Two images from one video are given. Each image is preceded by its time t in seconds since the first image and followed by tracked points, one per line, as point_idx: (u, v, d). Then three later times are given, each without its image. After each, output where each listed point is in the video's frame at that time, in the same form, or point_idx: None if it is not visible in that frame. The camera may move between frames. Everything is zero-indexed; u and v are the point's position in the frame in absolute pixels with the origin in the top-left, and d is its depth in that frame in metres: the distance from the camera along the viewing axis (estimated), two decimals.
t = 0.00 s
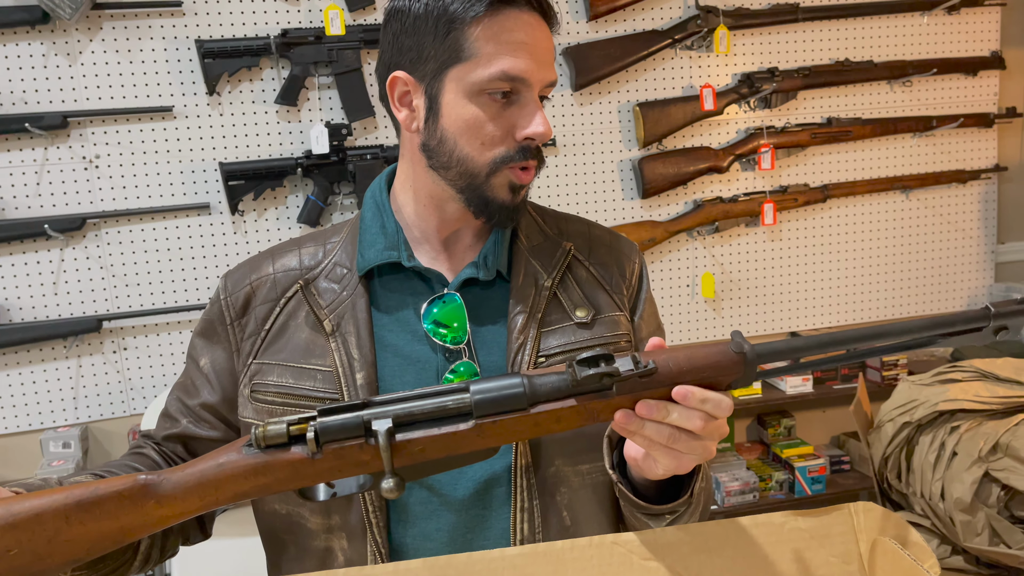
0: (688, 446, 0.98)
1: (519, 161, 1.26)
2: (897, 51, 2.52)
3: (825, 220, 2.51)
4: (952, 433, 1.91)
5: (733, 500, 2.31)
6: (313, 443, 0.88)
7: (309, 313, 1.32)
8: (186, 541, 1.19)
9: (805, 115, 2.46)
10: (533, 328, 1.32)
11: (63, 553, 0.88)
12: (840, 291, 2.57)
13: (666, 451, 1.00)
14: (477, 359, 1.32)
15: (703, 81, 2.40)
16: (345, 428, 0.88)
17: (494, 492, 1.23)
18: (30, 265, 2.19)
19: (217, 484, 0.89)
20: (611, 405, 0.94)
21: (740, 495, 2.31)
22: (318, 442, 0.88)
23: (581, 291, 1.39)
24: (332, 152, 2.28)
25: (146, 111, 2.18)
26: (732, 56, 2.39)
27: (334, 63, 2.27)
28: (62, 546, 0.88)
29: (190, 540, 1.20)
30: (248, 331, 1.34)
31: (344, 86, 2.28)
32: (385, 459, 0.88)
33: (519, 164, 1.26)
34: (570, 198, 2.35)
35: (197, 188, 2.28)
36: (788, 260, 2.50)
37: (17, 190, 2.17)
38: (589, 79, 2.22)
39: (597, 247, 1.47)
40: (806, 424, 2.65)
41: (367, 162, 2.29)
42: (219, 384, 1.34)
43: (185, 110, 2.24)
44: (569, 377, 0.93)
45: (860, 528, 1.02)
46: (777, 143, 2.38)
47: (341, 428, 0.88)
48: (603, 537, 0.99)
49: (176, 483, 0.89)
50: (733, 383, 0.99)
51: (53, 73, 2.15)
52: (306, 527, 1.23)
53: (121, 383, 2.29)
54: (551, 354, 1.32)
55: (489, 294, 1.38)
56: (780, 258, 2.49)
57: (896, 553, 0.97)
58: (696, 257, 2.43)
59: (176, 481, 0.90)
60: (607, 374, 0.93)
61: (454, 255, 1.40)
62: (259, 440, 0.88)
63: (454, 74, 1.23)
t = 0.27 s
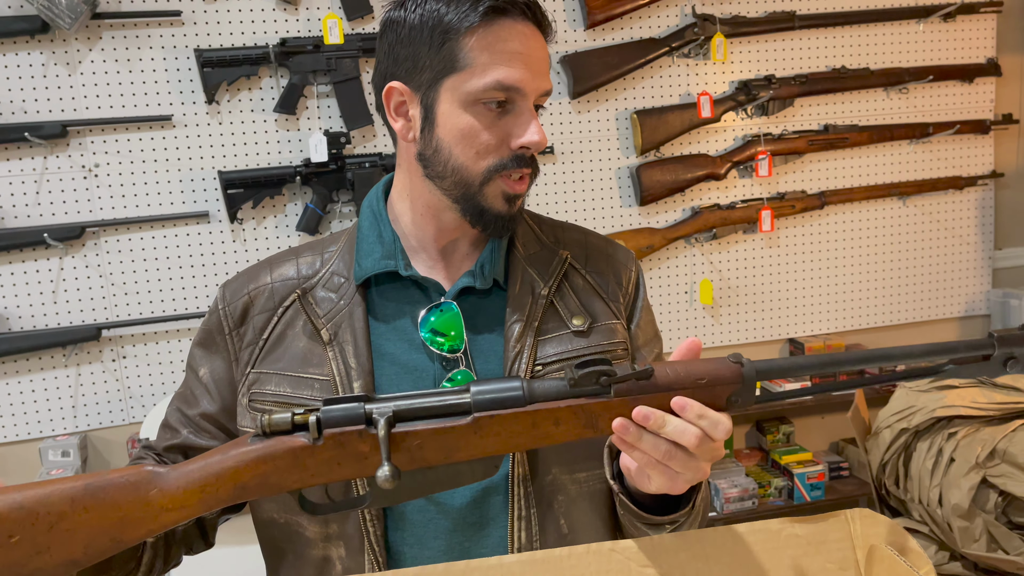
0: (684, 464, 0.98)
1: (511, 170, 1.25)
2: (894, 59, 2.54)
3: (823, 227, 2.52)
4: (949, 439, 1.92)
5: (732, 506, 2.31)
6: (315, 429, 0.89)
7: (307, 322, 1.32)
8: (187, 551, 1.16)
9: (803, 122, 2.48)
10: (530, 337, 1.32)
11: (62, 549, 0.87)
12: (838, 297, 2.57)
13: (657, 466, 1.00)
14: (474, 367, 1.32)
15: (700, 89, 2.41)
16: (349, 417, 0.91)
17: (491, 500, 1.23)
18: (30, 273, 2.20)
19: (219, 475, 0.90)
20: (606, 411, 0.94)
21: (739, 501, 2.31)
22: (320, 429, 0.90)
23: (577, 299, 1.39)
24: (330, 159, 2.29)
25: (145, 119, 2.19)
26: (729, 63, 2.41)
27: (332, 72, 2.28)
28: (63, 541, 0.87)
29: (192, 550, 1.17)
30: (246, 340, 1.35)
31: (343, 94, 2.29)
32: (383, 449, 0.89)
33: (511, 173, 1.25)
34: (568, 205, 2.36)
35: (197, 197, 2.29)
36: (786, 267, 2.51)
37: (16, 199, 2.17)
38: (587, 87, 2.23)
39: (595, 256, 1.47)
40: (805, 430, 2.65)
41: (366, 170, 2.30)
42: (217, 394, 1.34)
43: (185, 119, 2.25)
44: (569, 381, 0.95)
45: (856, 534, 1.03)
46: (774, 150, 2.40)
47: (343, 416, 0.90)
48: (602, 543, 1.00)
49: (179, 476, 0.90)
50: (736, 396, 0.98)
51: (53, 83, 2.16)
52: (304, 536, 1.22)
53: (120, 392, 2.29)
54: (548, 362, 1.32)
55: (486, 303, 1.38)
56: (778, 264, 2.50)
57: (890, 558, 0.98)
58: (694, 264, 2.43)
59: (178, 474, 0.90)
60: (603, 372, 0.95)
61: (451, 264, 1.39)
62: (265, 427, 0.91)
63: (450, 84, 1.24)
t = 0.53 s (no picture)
0: (685, 478, 0.97)
1: (504, 176, 1.25)
2: (895, 64, 2.54)
3: (824, 232, 2.52)
4: (951, 444, 1.91)
5: (734, 512, 2.31)
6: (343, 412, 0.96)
7: (306, 329, 1.33)
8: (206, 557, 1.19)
9: (804, 127, 2.48)
10: (528, 343, 1.32)
11: (84, 531, 0.90)
12: (840, 303, 2.57)
13: (659, 489, 0.98)
14: (472, 373, 1.32)
15: (701, 94, 2.42)
16: (372, 411, 0.97)
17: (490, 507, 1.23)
18: (33, 279, 2.20)
19: (245, 459, 0.95)
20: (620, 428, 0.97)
21: (740, 507, 2.31)
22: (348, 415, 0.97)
23: (575, 304, 1.39)
24: (333, 166, 2.30)
25: (147, 126, 2.20)
26: (730, 69, 2.41)
27: (334, 78, 2.29)
28: (88, 522, 0.90)
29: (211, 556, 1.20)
30: (248, 348, 1.35)
31: (345, 101, 2.30)
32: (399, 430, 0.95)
33: (505, 180, 1.25)
34: (569, 210, 2.36)
35: (199, 203, 2.29)
36: (788, 272, 2.51)
37: (20, 206, 2.18)
38: (588, 93, 2.23)
39: (593, 261, 1.47)
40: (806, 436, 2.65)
41: (368, 176, 2.31)
42: (220, 401, 1.35)
43: (187, 125, 2.26)
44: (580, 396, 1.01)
45: (859, 540, 1.08)
46: (776, 155, 2.40)
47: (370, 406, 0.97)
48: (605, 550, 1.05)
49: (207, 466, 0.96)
50: (744, 409, 1.01)
51: (56, 90, 2.17)
52: (305, 543, 1.23)
53: (122, 398, 2.29)
54: (546, 368, 1.32)
55: (483, 309, 1.39)
56: (780, 270, 2.50)
57: (892, 564, 1.03)
58: (695, 269, 2.43)
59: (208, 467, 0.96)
60: (611, 387, 1.03)
61: (449, 270, 1.39)
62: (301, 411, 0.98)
63: (445, 93, 1.23)
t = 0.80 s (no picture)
0: (691, 482, 0.95)
1: (503, 182, 1.25)
2: (901, 67, 2.54)
3: (831, 235, 2.52)
4: (959, 448, 1.91)
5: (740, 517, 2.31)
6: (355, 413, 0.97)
7: (312, 335, 1.33)
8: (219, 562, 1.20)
9: (810, 131, 2.48)
10: (533, 347, 1.32)
11: (98, 524, 0.91)
12: (847, 306, 2.57)
13: (667, 488, 0.96)
14: (477, 377, 1.32)
15: (706, 98, 2.42)
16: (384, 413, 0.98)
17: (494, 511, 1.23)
18: (41, 283, 2.21)
19: (261, 456, 0.96)
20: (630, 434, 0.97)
21: (746, 511, 2.31)
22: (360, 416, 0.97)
23: (580, 307, 1.38)
24: (339, 170, 2.30)
25: (154, 131, 2.21)
26: (736, 73, 2.41)
27: (341, 83, 2.29)
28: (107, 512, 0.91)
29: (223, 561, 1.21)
30: (255, 353, 1.35)
31: (351, 105, 2.31)
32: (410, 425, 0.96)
33: (505, 186, 1.25)
34: (575, 215, 2.37)
35: (206, 208, 2.30)
36: (794, 276, 2.51)
37: (28, 210, 2.19)
38: (594, 97, 2.24)
39: (598, 263, 1.46)
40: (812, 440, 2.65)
41: (375, 181, 2.32)
42: (227, 406, 1.35)
43: (194, 130, 2.27)
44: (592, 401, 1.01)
45: (866, 545, 1.07)
46: (782, 158, 2.40)
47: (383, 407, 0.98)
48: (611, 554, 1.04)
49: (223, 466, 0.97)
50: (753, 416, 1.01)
51: (64, 95, 2.18)
52: (311, 546, 1.23)
53: (130, 401, 2.30)
54: (551, 371, 1.32)
55: (489, 312, 1.38)
56: (786, 273, 2.50)
57: (899, 569, 1.01)
58: (701, 272, 2.43)
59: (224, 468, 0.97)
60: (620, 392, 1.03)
61: (453, 274, 1.38)
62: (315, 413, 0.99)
63: (444, 99, 1.23)
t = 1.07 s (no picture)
0: (699, 477, 0.95)
1: (506, 185, 1.24)
2: (913, 69, 2.53)
3: (842, 238, 2.51)
4: (972, 451, 1.89)
5: (750, 520, 2.30)
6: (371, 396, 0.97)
7: (327, 335, 1.34)
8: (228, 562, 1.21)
9: (821, 133, 2.47)
10: (545, 347, 1.32)
11: (120, 493, 0.92)
12: (858, 309, 2.56)
13: (676, 481, 0.95)
14: (489, 377, 1.31)
15: (716, 100, 2.41)
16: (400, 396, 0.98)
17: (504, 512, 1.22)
18: (55, 286, 2.23)
19: (279, 435, 0.97)
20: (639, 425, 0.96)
21: (757, 515, 2.30)
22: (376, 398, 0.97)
23: (593, 308, 1.38)
24: (350, 173, 2.31)
25: (166, 134, 2.22)
26: (746, 75, 2.41)
27: (352, 86, 2.30)
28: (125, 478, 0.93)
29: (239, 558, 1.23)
30: (271, 353, 1.36)
31: (362, 108, 2.32)
32: (423, 407, 0.96)
33: (507, 190, 1.24)
34: (585, 218, 2.37)
35: (217, 211, 2.31)
36: (805, 278, 2.50)
37: (41, 213, 2.21)
38: (604, 99, 2.24)
39: (610, 265, 1.45)
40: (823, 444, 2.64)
41: (385, 183, 2.32)
42: (243, 407, 1.36)
43: (206, 133, 2.28)
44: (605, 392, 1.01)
45: (880, 548, 1.07)
46: (793, 160, 2.40)
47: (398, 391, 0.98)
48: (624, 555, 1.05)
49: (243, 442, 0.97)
50: (766, 412, 1.00)
51: (78, 99, 2.20)
52: (326, 544, 1.23)
53: (142, 403, 2.31)
54: (564, 372, 1.32)
55: (501, 314, 1.38)
56: (797, 276, 2.49)
57: (915, 569, 1.00)
58: (712, 275, 2.43)
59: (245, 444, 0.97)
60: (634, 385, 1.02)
61: (465, 275, 1.38)
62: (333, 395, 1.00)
63: (447, 102, 1.22)
